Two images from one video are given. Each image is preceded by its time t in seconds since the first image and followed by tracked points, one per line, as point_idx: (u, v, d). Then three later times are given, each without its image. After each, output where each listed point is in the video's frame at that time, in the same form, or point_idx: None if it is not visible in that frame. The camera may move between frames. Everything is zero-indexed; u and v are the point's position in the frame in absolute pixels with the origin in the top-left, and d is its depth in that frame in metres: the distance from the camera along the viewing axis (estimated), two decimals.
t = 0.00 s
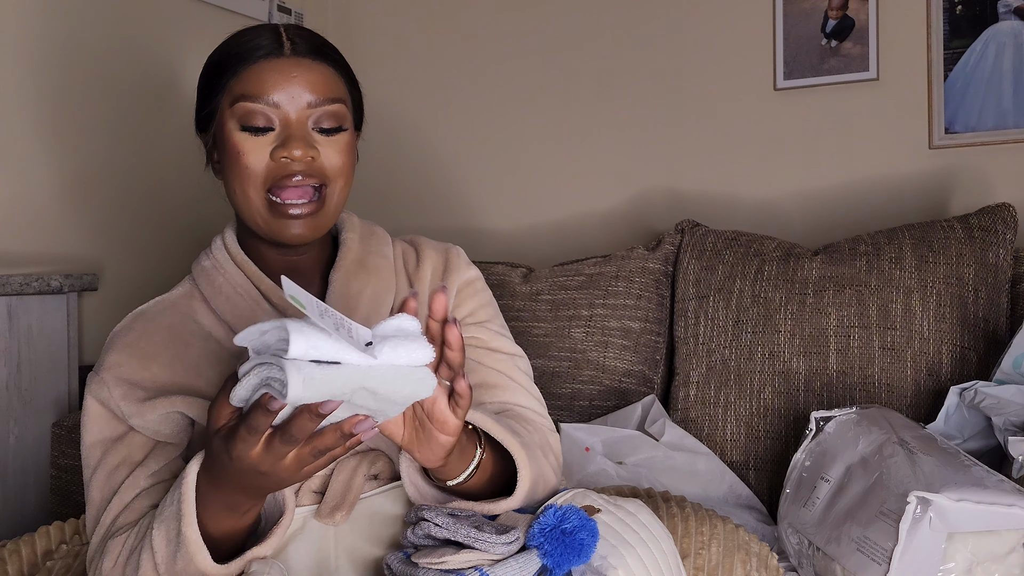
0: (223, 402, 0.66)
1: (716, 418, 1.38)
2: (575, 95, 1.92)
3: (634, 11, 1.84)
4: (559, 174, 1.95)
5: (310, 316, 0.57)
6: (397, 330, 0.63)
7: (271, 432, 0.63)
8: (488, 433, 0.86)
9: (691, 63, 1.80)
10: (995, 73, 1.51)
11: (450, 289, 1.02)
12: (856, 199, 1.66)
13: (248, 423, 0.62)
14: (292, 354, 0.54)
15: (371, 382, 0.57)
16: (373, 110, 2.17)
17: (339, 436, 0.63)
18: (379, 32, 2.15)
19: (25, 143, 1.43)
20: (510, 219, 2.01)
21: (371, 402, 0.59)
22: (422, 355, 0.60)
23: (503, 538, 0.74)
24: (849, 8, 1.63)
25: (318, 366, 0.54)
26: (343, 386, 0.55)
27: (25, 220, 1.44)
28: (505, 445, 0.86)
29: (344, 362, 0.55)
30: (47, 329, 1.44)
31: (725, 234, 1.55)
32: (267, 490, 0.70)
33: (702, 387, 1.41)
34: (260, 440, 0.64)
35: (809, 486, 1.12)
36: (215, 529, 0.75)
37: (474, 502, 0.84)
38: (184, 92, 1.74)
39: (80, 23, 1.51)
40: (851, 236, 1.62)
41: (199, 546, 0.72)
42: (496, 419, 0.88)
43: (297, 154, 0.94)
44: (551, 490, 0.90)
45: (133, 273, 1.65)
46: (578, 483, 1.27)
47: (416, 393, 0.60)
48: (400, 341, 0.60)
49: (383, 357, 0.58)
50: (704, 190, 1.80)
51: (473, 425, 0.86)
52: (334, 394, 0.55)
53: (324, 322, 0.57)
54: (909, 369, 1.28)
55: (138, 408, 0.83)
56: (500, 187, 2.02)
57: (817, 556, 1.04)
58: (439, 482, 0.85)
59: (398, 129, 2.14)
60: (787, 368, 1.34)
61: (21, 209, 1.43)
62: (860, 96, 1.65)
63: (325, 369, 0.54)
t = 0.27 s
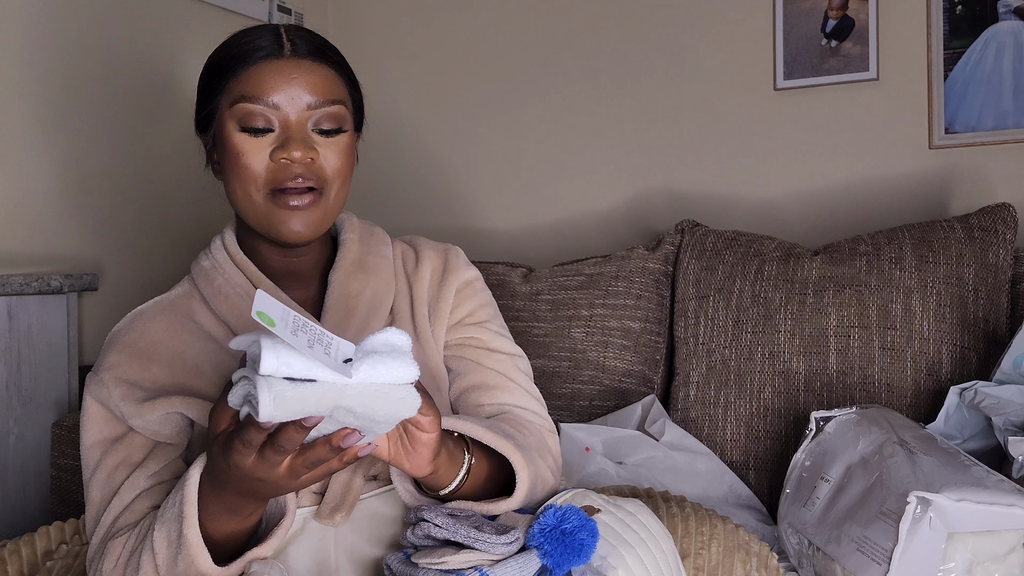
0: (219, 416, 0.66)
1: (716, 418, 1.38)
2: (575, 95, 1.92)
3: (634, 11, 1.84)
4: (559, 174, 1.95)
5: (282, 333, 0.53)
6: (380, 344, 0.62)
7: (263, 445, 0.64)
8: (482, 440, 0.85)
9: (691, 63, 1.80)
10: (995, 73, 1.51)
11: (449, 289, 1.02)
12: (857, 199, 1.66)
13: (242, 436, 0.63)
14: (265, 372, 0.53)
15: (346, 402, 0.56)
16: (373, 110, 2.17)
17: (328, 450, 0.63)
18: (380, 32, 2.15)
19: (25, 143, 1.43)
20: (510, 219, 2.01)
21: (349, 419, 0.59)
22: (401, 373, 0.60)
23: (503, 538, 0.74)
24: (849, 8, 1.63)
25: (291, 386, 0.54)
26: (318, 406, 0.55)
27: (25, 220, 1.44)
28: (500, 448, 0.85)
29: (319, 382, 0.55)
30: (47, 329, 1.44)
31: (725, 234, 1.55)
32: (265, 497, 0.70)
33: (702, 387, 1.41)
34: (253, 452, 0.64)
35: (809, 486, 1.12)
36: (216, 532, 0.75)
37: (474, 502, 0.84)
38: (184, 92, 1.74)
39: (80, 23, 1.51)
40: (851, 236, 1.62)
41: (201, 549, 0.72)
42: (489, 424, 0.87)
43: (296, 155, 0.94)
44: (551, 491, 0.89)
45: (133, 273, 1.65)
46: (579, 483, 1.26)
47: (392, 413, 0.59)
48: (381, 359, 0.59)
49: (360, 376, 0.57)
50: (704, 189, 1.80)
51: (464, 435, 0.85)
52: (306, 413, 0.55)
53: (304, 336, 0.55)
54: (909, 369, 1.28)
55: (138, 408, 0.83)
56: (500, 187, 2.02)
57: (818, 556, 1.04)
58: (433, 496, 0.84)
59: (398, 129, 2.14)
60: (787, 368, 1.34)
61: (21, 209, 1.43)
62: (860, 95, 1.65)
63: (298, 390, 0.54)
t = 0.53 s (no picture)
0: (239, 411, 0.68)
1: (716, 418, 1.38)
2: (575, 95, 1.92)
3: (634, 11, 1.84)
4: (559, 174, 1.95)
5: (278, 343, 0.52)
6: (385, 368, 0.61)
7: (268, 447, 0.64)
8: (479, 441, 0.85)
9: (691, 63, 1.80)
10: (995, 73, 1.51)
11: (449, 289, 1.02)
12: (857, 199, 1.66)
13: (249, 436, 0.63)
14: (259, 378, 0.55)
15: (334, 424, 0.56)
16: (373, 110, 2.17)
17: (326, 463, 0.63)
18: (380, 32, 2.15)
19: (25, 143, 1.43)
20: (510, 219, 2.01)
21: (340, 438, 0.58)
22: (398, 404, 0.58)
23: (504, 538, 0.74)
24: (849, 8, 1.63)
25: (282, 396, 0.55)
26: (305, 419, 0.55)
27: (25, 220, 1.44)
28: (499, 450, 0.85)
29: (310, 398, 0.55)
30: (47, 329, 1.44)
31: (725, 234, 1.55)
32: (267, 499, 0.71)
33: (702, 387, 1.41)
34: (258, 453, 0.65)
35: (809, 486, 1.11)
36: (217, 533, 0.75)
37: (473, 502, 0.84)
38: (184, 92, 1.74)
39: (80, 23, 1.51)
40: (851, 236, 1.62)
41: (202, 550, 0.72)
42: (488, 426, 0.87)
43: (294, 154, 0.93)
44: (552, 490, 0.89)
45: (133, 273, 1.65)
46: (579, 483, 1.26)
47: (383, 443, 0.58)
48: (381, 386, 0.57)
49: (354, 399, 0.56)
50: (704, 189, 1.80)
51: (462, 438, 0.85)
52: (293, 425, 0.56)
53: (306, 349, 0.54)
54: (909, 369, 1.28)
55: (137, 408, 0.83)
56: (500, 187, 2.02)
57: (818, 556, 1.04)
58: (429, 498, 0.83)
59: (398, 129, 2.14)
60: (787, 368, 1.34)
61: (21, 209, 1.43)
62: (860, 95, 1.65)
63: (286, 401, 0.55)
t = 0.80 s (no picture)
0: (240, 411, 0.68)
1: (716, 418, 1.38)
2: (575, 95, 1.92)
3: (634, 11, 1.84)
4: (559, 174, 1.95)
5: (278, 344, 0.52)
6: (386, 374, 0.61)
7: (268, 449, 0.64)
8: (481, 441, 0.85)
9: (691, 63, 1.80)
10: (994, 73, 1.51)
11: (450, 289, 1.02)
12: (857, 199, 1.66)
13: (249, 437, 0.63)
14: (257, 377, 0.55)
15: (331, 427, 0.56)
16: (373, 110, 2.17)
17: (325, 467, 0.63)
18: (380, 32, 2.15)
19: (25, 143, 1.43)
20: (510, 219, 2.01)
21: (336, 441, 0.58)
22: (396, 410, 0.58)
23: (503, 538, 0.74)
24: (849, 8, 1.63)
25: (279, 397, 0.55)
26: (301, 421, 0.56)
27: (25, 220, 1.44)
28: (500, 450, 0.85)
29: (308, 400, 0.55)
30: (47, 329, 1.44)
31: (725, 234, 1.55)
32: (267, 499, 0.70)
33: (702, 387, 1.41)
34: (257, 454, 0.65)
35: (809, 486, 1.11)
36: (218, 533, 0.75)
37: (474, 501, 0.84)
38: (185, 92, 1.74)
39: (81, 23, 1.51)
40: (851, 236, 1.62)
41: (203, 551, 0.72)
42: (489, 426, 0.88)
43: (265, 149, 0.92)
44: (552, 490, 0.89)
45: (133, 273, 1.65)
46: (579, 483, 1.26)
47: (380, 448, 0.58)
48: (380, 392, 0.57)
49: (351, 404, 0.56)
50: (705, 189, 1.80)
51: (464, 439, 0.85)
52: (290, 426, 0.56)
53: (306, 351, 0.54)
54: (909, 369, 1.28)
55: (137, 408, 0.83)
56: (500, 187, 2.02)
57: (818, 556, 1.04)
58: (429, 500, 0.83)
59: (398, 129, 2.14)
60: (787, 368, 1.34)
61: (21, 209, 1.43)
62: (860, 95, 1.65)
63: (284, 402, 0.55)
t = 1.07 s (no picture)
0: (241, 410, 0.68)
1: (716, 418, 1.38)
2: (575, 95, 1.92)
3: (634, 10, 1.84)
4: (559, 173, 1.95)
5: (281, 340, 0.52)
6: (387, 373, 0.61)
7: (268, 448, 0.64)
8: (483, 443, 0.85)
9: (691, 63, 1.80)
10: (994, 73, 1.51)
11: (452, 290, 1.02)
12: (857, 199, 1.66)
13: (249, 435, 0.63)
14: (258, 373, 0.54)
15: (331, 425, 0.56)
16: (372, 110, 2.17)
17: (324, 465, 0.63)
18: (380, 32, 2.15)
19: (25, 143, 1.43)
20: (510, 219, 2.01)
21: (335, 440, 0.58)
22: (397, 409, 0.58)
23: (504, 538, 0.74)
24: (849, 8, 1.63)
25: (280, 394, 0.55)
26: (300, 419, 0.55)
27: (26, 220, 1.44)
28: (502, 451, 0.85)
29: (309, 397, 0.55)
30: (47, 329, 1.44)
31: (725, 234, 1.55)
32: (267, 499, 0.70)
33: (702, 387, 1.41)
34: (257, 452, 0.64)
35: (809, 486, 1.11)
36: (217, 533, 0.74)
37: (474, 502, 0.84)
38: (185, 92, 1.74)
39: (81, 23, 1.51)
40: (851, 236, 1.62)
41: (203, 551, 0.72)
42: (492, 427, 0.88)
43: (241, 143, 0.91)
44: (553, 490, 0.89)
45: (133, 273, 1.65)
46: (579, 483, 1.26)
47: (379, 447, 0.58)
48: (381, 391, 0.57)
49: (352, 402, 0.56)
50: (704, 189, 1.80)
51: (465, 440, 0.85)
52: (290, 424, 0.56)
53: (308, 348, 0.54)
54: (909, 369, 1.28)
55: (138, 408, 0.83)
56: (499, 187, 2.02)
57: (817, 556, 1.04)
58: (430, 500, 0.83)
59: (398, 129, 2.14)
60: (787, 368, 1.34)
61: (22, 209, 1.43)
62: (860, 95, 1.65)
63: (284, 399, 0.55)
